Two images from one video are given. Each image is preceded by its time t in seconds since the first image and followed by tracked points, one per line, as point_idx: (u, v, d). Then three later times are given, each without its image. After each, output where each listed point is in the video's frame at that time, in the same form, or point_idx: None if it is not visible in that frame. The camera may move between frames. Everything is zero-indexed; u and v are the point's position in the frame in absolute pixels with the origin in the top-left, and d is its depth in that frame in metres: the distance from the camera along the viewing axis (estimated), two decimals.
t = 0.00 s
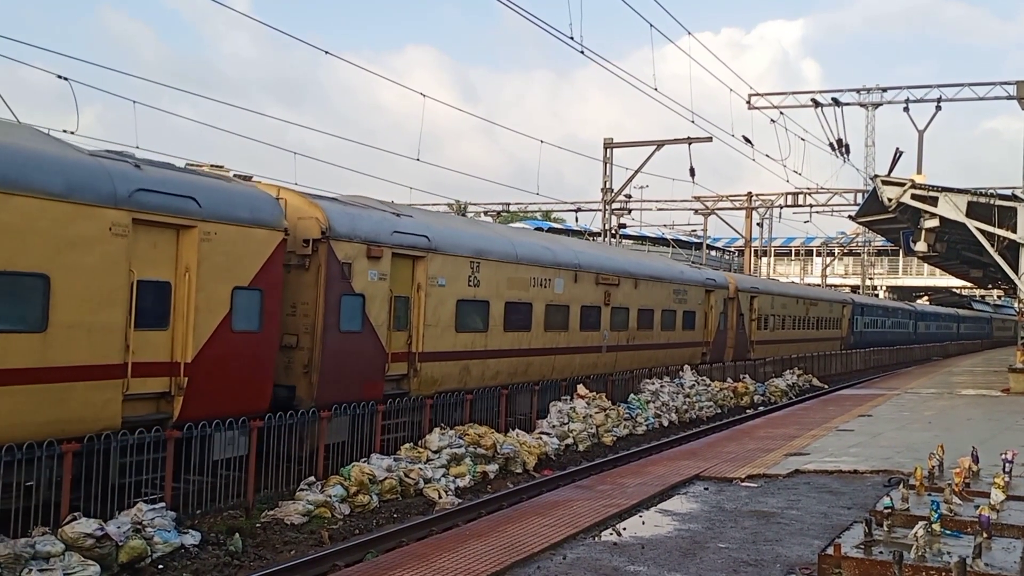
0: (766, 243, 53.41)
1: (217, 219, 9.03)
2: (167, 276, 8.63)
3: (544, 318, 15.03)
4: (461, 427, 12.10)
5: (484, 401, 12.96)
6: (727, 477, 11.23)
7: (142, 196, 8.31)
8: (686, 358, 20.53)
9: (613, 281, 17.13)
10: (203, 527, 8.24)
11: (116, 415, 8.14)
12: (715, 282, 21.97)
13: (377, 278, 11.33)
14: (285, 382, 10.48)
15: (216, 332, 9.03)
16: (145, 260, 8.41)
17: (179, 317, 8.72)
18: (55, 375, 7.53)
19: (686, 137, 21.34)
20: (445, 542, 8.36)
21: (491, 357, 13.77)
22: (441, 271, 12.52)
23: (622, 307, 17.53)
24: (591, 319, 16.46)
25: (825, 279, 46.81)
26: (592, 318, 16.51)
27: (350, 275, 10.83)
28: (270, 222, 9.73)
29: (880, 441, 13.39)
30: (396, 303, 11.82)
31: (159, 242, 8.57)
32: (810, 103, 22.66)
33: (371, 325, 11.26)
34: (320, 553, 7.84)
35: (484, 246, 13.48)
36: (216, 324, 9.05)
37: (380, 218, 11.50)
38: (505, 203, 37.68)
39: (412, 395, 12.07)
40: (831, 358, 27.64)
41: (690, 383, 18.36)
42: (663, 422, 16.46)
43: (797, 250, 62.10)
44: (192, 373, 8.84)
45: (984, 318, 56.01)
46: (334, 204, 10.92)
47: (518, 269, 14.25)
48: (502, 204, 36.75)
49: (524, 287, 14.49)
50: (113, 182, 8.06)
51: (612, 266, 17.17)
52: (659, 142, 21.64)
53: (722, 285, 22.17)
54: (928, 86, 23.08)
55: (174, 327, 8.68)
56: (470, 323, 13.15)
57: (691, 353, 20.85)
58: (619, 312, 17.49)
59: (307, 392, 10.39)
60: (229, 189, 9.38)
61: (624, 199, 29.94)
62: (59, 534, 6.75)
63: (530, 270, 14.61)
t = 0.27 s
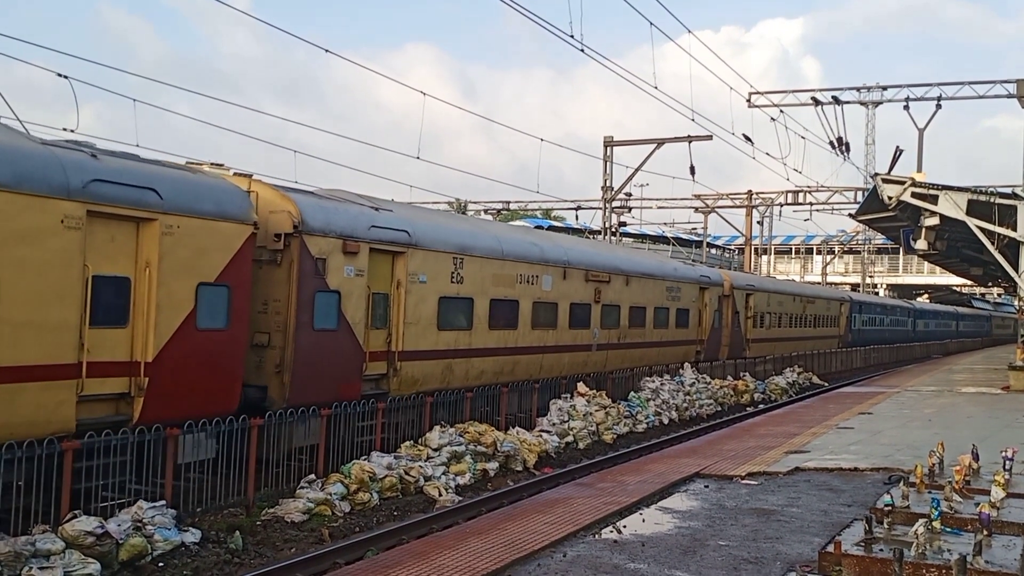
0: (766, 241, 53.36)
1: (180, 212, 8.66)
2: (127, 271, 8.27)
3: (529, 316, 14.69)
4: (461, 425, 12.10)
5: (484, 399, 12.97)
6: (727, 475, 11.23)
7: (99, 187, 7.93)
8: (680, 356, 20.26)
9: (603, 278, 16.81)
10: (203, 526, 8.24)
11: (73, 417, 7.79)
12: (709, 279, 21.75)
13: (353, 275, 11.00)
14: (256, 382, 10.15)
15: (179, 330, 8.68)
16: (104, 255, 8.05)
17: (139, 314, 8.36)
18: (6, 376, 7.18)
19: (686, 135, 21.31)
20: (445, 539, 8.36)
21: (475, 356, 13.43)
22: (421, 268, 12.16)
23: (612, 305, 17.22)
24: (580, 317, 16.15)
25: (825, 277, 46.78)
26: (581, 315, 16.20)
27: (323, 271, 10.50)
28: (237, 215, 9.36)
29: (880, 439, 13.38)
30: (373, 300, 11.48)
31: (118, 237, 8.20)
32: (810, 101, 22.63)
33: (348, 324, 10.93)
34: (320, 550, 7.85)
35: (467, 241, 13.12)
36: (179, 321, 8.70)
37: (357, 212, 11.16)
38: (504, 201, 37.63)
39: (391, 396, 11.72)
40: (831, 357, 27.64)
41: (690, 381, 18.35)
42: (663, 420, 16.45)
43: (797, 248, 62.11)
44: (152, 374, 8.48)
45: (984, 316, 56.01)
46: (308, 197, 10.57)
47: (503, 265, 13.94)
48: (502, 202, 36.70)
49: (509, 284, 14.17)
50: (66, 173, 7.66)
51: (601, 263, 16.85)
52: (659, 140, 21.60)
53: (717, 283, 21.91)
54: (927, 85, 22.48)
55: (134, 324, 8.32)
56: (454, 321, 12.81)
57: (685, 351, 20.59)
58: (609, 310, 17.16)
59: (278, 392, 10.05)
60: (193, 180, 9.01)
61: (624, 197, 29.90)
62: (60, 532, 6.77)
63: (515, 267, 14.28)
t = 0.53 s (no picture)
0: (766, 240, 53.42)
1: (137, 205, 8.34)
2: (83, 268, 7.94)
3: (514, 315, 14.43)
4: (460, 424, 12.10)
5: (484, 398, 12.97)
6: (727, 474, 11.24)
7: (48, 179, 7.59)
8: (673, 355, 20.09)
9: (591, 276, 16.59)
10: (203, 525, 8.25)
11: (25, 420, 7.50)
12: (703, 276, 21.59)
13: (327, 271, 10.72)
14: (224, 384, 9.84)
15: (137, 329, 8.34)
16: (57, 251, 7.72)
17: (95, 312, 8.02)
18: None
19: (686, 134, 21.32)
20: (444, 539, 8.36)
21: (456, 356, 13.16)
22: (399, 265, 11.89)
23: (601, 304, 17.00)
24: (567, 316, 15.93)
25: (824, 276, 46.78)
26: (569, 314, 15.99)
27: (293, 268, 10.19)
28: (200, 209, 9.00)
29: (879, 437, 13.40)
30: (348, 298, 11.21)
31: (70, 231, 7.85)
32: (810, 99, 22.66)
33: (320, 322, 10.63)
34: (320, 550, 7.86)
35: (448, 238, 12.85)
36: (138, 320, 8.36)
37: (330, 207, 10.90)
38: (504, 201, 37.62)
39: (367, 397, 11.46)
40: (831, 355, 27.67)
41: (689, 379, 18.35)
42: (662, 419, 16.46)
43: (796, 247, 62.16)
44: (109, 374, 8.13)
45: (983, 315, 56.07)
46: (279, 191, 10.30)
47: (487, 263, 13.70)
48: (501, 201, 36.71)
49: (493, 282, 13.94)
50: (11, 164, 7.32)
51: (590, 260, 16.64)
52: (658, 139, 21.61)
53: (710, 281, 21.75)
54: (929, 84, 23.40)
55: (89, 323, 7.98)
56: (434, 320, 12.56)
57: (677, 350, 20.41)
58: (598, 308, 16.95)
59: (247, 393, 9.74)
60: (151, 173, 8.69)
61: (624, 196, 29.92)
62: (59, 531, 6.76)
63: (499, 264, 14.03)
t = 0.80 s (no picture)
0: (766, 237, 53.46)
1: (92, 197, 7.85)
2: (34, 262, 7.48)
3: (499, 311, 13.88)
4: (460, 421, 12.11)
5: (484, 396, 12.97)
6: (727, 471, 11.24)
7: None
8: (666, 354, 19.56)
9: (580, 272, 16.04)
10: (203, 522, 8.25)
11: None
12: (697, 273, 21.08)
13: (299, 266, 10.24)
14: (190, 383, 9.39)
15: (91, 328, 7.88)
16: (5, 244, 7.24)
17: (46, 310, 7.57)
18: None
19: (686, 131, 21.30)
20: (444, 536, 8.37)
21: (437, 355, 12.61)
22: (376, 260, 11.35)
23: (591, 300, 16.46)
24: (555, 313, 15.41)
25: (824, 274, 46.73)
26: (557, 311, 15.48)
27: (262, 262, 9.71)
28: (160, 201, 8.51)
29: (879, 435, 13.40)
30: (324, 294, 10.71)
31: (19, 223, 7.36)
32: (810, 97, 22.63)
33: (293, 319, 10.15)
34: (320, 547, 7.86)
35: (429, 232, 12.30)
36: (93, 318, 7.91)
37: (303, 199, 10.39)
38: (504, 198, 37.63)
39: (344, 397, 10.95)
40: (831, 353, 27.69)
41: (689, 377, 18.36)
42: (662, 416, 16.46)
43: (796, 244, 62.18)
44: (60, 376, 7.68)
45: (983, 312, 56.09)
46: (246, 182, 9.81)
47: (471, 258, 13.15)
48: (501, 199, 36.73)
49: (478, 278, 13.39)
50: None
51: (580, 256, 16.07)
52: (658, 136, 21.59)
53: (705, 278, 21.27)
54: (927, 80, 22.86)
55: (39, 322, 7.53)
56: (415, 317, 12.03)
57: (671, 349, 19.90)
58: (589, 305, 16.43)
59: (213, 394, 9.29)
60: (111, 162, 8.20)
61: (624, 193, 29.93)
62: (60, 529, 6.76)
63: (483, 260, 13.48)
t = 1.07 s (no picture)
0: (766, 235, 53.46)
1: (40, 187, 7.34)
2: None
3: (483, 310, 13.41)
4: (461, 419, 12.11)
5: (485, 395, 12.96)
6: (728, 470, 11.23)
7: None
8: (659, 353, 19.29)
9: (569, 270, 15.63)
10: (204, 520, 8.24)
11: None
12: (691, 270, 20.85)
13: (269, 263, 9.77)
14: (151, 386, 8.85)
15: (40, 327, 7.39)
16: None
17: None
18: None
19: (687, 129, 21.29)
20: (445, 535, 8.35)
21: (418, 356, 12.16)
22: (352, 257, 10.88)
23: (581, 298, 16.09)
24: (544, 311, 15.01)
25: (824, 272, 46.70)
26: (546, 310, 15.06)
27: (229, 259, 9.22)
28: (118, 192, 8.01)
29: (881, 433, 13.39)
30: (296, 292, 10.24)
31: None
32: (811, 95, 22.61)
33: (260, 318, 9.67)
34: (321, 545, 7.86)
35: (409, 227, 11.84)
36: (44, 316, 7.42)
37: (274, 192, 9.92)
38: (504, 197, 37.62)
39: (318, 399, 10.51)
40: (831, 351, 27.69)
41: (690, 375, 18.35)
42: (664, 415, 16.45)
43: (797, 242, 62.19)
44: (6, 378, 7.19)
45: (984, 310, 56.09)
46: (213, 174, 9.31)
47: (454, 255, 12.70)
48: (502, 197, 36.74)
49: (462, 276, 12.95)
50: None
51: (569, 252, 15.67)
52: (659, 134, 21.58)
53: (699, 275, 21.04)
54: (929, 78, 22.97)
55: None
56: (392, 316, 11.56)
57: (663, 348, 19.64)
58: (579, 304, 16.06)
59: (177, 397, 8.78)
60: (63, 151, 7.70)
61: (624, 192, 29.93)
62: (61, 528, 6.75)
63: (467, 257, 13.03)
